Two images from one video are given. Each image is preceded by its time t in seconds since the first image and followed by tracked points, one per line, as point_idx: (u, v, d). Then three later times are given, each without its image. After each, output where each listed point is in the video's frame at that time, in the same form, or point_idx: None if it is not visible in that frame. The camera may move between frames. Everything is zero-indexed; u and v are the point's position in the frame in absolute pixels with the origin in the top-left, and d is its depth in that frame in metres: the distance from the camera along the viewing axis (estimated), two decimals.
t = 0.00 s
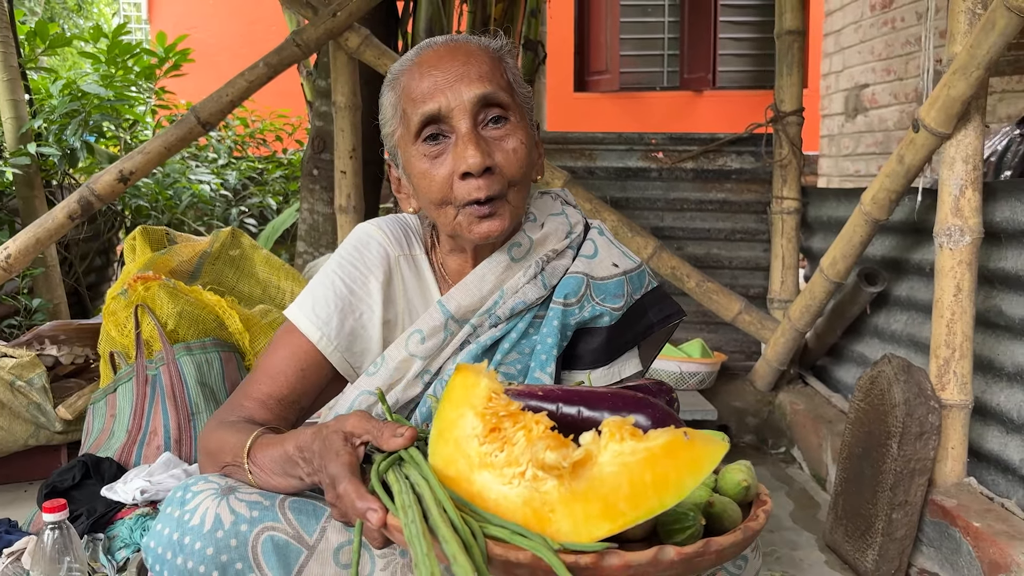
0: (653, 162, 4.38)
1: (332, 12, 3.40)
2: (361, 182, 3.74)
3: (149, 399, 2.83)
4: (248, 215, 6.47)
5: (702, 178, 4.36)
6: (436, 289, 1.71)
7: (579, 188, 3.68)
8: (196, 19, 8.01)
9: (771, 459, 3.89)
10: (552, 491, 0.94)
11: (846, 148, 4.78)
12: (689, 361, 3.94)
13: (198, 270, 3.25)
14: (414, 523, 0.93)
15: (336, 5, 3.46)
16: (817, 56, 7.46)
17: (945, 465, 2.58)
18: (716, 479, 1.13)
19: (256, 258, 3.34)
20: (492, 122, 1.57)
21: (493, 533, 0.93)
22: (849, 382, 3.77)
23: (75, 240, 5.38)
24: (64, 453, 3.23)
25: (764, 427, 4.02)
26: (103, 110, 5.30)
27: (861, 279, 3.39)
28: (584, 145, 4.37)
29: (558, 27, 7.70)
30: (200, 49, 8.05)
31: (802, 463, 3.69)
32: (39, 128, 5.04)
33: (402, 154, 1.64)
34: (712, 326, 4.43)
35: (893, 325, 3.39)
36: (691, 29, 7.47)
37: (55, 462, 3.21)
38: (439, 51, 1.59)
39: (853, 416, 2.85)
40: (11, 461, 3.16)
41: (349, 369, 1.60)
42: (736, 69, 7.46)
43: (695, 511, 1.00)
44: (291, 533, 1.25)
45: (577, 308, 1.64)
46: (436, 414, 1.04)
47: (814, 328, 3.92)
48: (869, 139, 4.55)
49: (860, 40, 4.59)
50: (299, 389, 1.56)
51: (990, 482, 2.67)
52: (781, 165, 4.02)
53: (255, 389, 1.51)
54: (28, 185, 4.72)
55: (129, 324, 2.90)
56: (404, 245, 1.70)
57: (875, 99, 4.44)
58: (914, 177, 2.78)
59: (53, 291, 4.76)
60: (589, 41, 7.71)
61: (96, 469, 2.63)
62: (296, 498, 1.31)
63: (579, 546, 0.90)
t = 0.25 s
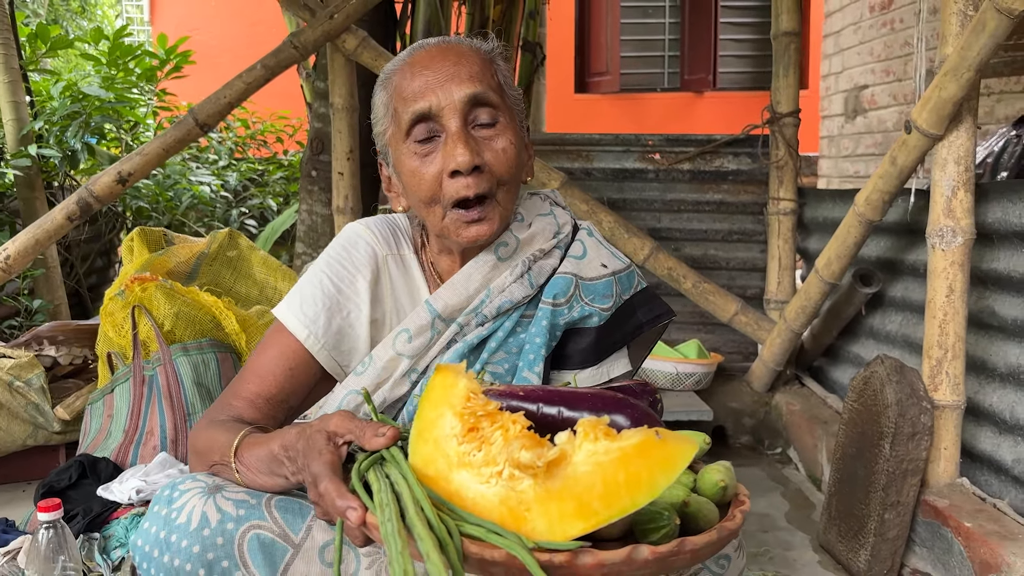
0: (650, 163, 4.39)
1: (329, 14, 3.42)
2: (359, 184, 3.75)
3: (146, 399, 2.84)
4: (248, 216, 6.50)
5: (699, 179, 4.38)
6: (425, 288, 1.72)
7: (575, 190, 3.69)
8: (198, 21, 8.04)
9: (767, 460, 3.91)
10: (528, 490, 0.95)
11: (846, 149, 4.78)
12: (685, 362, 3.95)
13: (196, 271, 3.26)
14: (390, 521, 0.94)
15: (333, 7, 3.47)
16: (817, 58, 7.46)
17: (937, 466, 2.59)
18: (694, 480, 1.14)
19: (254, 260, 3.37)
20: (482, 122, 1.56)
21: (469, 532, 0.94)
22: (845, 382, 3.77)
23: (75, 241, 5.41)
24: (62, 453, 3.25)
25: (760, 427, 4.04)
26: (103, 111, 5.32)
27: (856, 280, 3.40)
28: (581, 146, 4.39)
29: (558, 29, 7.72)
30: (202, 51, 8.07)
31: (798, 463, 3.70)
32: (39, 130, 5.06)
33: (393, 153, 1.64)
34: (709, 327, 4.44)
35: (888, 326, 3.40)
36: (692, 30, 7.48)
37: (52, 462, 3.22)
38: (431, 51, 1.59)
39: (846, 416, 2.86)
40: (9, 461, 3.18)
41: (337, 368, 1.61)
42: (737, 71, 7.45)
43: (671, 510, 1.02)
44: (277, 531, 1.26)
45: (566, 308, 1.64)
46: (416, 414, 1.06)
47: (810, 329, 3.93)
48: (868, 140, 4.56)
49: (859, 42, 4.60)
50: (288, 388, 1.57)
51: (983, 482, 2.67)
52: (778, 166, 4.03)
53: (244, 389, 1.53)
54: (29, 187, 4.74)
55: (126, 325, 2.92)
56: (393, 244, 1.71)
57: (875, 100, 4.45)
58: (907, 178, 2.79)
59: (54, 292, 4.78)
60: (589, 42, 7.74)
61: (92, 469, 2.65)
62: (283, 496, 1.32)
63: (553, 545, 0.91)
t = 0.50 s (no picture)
0: (652, 166, 4.40)
1: (330, 17, 3.44)
2: (360, 186, 3.77)
3: (147, 401, 2.86)
4: (254, 218, 6.54)
5: (700, 182, 4.38)
6: (417, 291, 1.73)
7: (576, 192, 3.70)
8: (204, 24, 8.08)
9: (768, 462, 3.92)
10: (508, 494, 0.96)
11: (851, 151, 4.78)
12: (686, 365, 3.96)
13: (197, 274, 3.27)
14: (370, 524, 0.95)
15: (334, 11, 3.49)
16: (823, 59, 7.45)
17: (936, 469, 2.58)
18: (675, 484, 1.16)
19: (255, 262, 3.39)
20: (472, 125, 1.57)
21: (449, 535, 0.95)
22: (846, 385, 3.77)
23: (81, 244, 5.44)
24: (66, 453, 3.28)
25: (762, 430, 4.04)
26: (109, 114, 5.35)
27: (856, 282, 3.40)
28: (583, 149, 4.41)
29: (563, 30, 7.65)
30: (208, 54, 8.11)
31: (799, 466, 3.70)
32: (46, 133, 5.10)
33: (384, 155, 1.65)
34: (710, 329, 4.43)
35: (889, 329, 3.39)
36: (697, 32, 7.49)
37: (57, 464, 3.25)
38: (424, 55, 1.60)
39: (845, 419, 2.86)
40: (13, 462, 3.20)
41: (330, 371, 1.62)
42: (743, 73, 7.53)
43: (650, 514, 1.03)
44: (265, 533, 1.27)
45: (556, 312, 1.65)
46: (399, 418, 1.06)
47: (811, 332, 3.92)
48: (873, 142, 4.55)
49: (864, 44, 4.60)
50: (280, 391, 1.58)
51: (982, 486, 2.66)
52: (779, 168, 4.03)
53: (237, 392, 1.54)
54: (35, 189, 4.77)
55: (127, 327, 2.94)
56: (385, 248, 1.72)
57: (880, 102, 4.45)
58: (906, 181, 2.79)
59: (60, 294, 4.81)
60: (595, 43, 7.66)
61: (93, 470, 2.68)
62: (272, 499, 1.33)
63: (531, 548, 0.92)
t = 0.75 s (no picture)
0: (657, 167, 4.39)
1: (334, 19, 3.44)
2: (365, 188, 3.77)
3: (150, 401, 2.88)
4: (262, 219, 6.57)
5: (706, 183, 4.37)
6: (411, 292, 1.74)
7: (580, 194, 3.69)
8: (215, 26, 8.12)
9: (773, 465, 3.92)
10: (490, 496, 0.96)
11: (860, 152, 4.75)
12: (691, 367, 3.94)
13: (201, 275, 3.28)
14: (351, 526, 0.95)
15: (339, 13, 3.49)
16: (833, 60, 7.42)
17: (939, 474, 2.56)
18: (664, 487, 1.14)
19: (259, 264, 3.40)
20: (465, 125, 1.58)
21: (431, 538, 0.95)
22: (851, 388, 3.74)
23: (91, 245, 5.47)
24: (72, 453, 3.31)
25: (767, 433, 4.03)
26: (118, 116, 5.38)
27: (861, 285, 3.38)
28: (588, 150, 4.42)
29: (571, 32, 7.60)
30: (218, 56, 8.15)
31: (803, 470, 3.68)
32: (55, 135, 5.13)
33: (377, 156, 1.65)
34: (716, 332, 4.41)
35: (894, 332, 3.36)
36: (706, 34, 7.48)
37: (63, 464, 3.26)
38: (416, 56, 1.60)
39: (848, 422, 2.84)
40: (18, 462, 3.23)
41: (323, 373, 1.63)
42: (752, 73, 7.65)
43: (634, 517, 1.02)
44: (254, 535, 1.28)
45: (550, 314, 1.65)
46: (383, 419, 1.05)
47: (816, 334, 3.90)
48: (882, 143, 4.52)
49: (874, 44, 4.57)
50: (273, 393, 1.59)
51: (986, 491, 2.63)
52: (785, 170, 4.01)
53: (230, 393, 1.54)
54: (45, 191, 4.80)
55: (130, 328, 2.95)
56: (379, 250, 1.73)
57: (889, 103, 4.42)
58: (909, 182, 2.76)
59: (69, 295, 4.84)
60: (604, 44, 7.62)
61: (95, 471, 2.69)
62: (261, 501, 1.33)
63: (513, 552, 0.92)
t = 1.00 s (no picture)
0: (666, 170, 4.37)
1: (342, 23, 3.45)
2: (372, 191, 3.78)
3: (156, 403, 2.90)
4: (274, 222, 6.61)
5: (715, 186, 4.35)
6: (406, 295, 1.74)
7: (588, 197, 3.68)
8: (230, 29, 8.17)
9: (782, 471, 3.90)
10: (469, 500, 0.95)
11: (875, 155, 4.70)
12: (699, 371, 3.92)
13: (208, 277, 3.30)
14: (328, 529, 0.95)
15: (347, 16, 3.50)
16: (848, 62, 7.36)
17: (946, 480, 2.52)
18: (650, 493, 1.14)
19: (267, 266, 3.38)
20: (459, 128, 1.58)
21: (410, 542, 0.95)
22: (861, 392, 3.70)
23: (105, 247, 5.54)
24: (80, 453, 3.34)
25: (776, 438, 4.01)
26: (132, 119, 5.41)
27: (870, 289, 3.34)
28: (596, 153, 4.40)
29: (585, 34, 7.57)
30: (233, 59, 8.20)
31: (812, 475, 3.66)
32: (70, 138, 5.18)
33: (372, 159, 1.65)
34: (725, 336, 4.36)
35: (903, 336, 3.33)
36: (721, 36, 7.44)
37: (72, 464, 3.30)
38: (410, 59, 1.60)
39: (855, 427, 2.81)
40: (27, 463, 3.26)
41: (318, 375, 1.63)
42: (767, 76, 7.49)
43: (615, 523, 1.02)
44: (244, 538, 1.27)
45: (544, 317, 1.64)
46: (367, 423, 1.06)
47: (826, 338, 3.87)
48: (897, 146, 4.48)
49: (888, 46, 4.53)
50: (268, 396, 1.59)
51: (995, 498, 2.60)
52: (794, 173, 3.98)
53: (225, 396, 1.55)
54: (59, 193, 4.83)
55: (138, 329, 2.97)
56: (375, 253, 1.73)
57: (903, 106, 4.38)
58: (917, 185, 2.73)
59: (82, 296, 4.88)
60: (617, 46, 7.60)
61: (100, 471, 2.68)
62: (252, 503, 1.33)
63: (491, 556, 0.92)
